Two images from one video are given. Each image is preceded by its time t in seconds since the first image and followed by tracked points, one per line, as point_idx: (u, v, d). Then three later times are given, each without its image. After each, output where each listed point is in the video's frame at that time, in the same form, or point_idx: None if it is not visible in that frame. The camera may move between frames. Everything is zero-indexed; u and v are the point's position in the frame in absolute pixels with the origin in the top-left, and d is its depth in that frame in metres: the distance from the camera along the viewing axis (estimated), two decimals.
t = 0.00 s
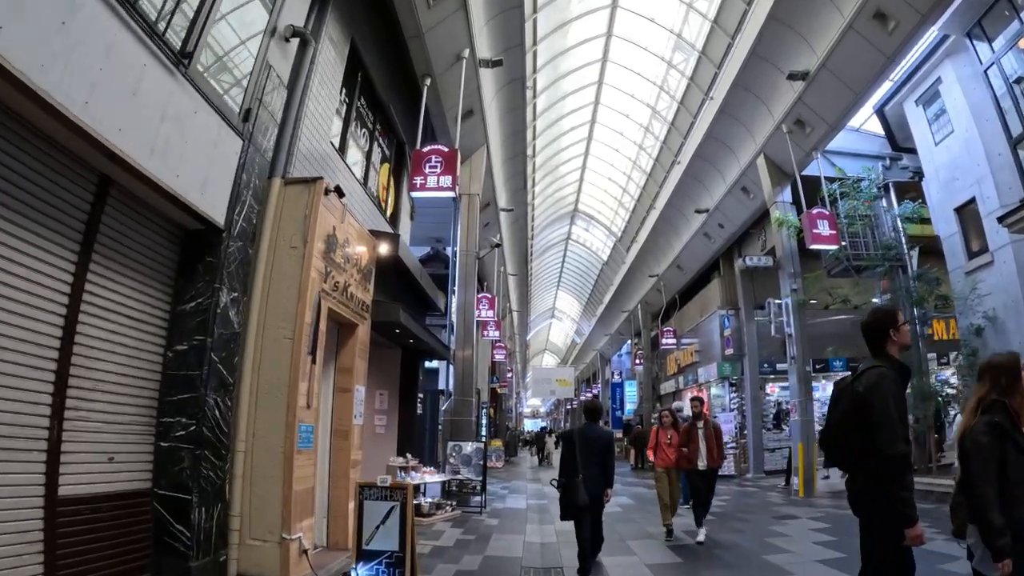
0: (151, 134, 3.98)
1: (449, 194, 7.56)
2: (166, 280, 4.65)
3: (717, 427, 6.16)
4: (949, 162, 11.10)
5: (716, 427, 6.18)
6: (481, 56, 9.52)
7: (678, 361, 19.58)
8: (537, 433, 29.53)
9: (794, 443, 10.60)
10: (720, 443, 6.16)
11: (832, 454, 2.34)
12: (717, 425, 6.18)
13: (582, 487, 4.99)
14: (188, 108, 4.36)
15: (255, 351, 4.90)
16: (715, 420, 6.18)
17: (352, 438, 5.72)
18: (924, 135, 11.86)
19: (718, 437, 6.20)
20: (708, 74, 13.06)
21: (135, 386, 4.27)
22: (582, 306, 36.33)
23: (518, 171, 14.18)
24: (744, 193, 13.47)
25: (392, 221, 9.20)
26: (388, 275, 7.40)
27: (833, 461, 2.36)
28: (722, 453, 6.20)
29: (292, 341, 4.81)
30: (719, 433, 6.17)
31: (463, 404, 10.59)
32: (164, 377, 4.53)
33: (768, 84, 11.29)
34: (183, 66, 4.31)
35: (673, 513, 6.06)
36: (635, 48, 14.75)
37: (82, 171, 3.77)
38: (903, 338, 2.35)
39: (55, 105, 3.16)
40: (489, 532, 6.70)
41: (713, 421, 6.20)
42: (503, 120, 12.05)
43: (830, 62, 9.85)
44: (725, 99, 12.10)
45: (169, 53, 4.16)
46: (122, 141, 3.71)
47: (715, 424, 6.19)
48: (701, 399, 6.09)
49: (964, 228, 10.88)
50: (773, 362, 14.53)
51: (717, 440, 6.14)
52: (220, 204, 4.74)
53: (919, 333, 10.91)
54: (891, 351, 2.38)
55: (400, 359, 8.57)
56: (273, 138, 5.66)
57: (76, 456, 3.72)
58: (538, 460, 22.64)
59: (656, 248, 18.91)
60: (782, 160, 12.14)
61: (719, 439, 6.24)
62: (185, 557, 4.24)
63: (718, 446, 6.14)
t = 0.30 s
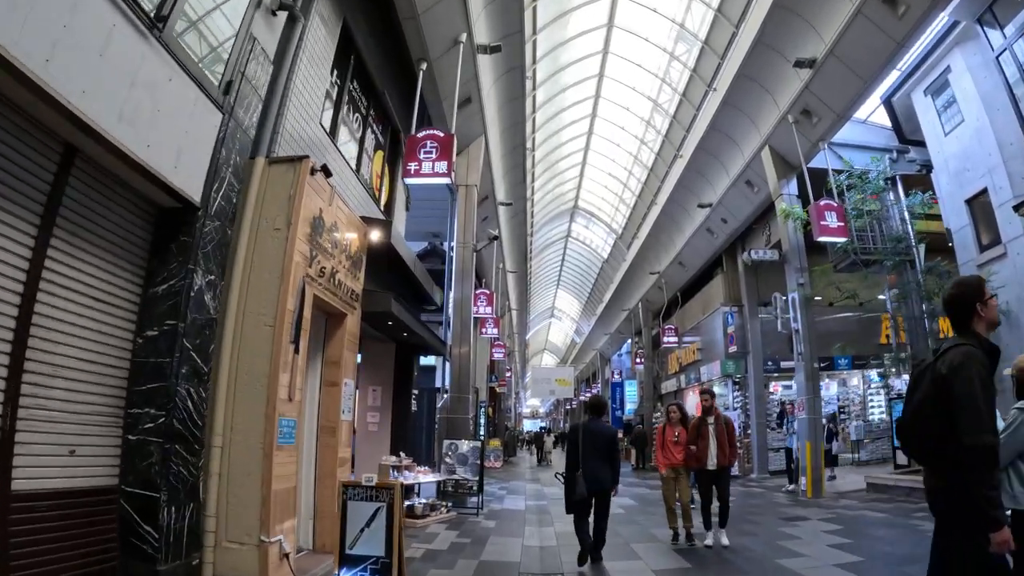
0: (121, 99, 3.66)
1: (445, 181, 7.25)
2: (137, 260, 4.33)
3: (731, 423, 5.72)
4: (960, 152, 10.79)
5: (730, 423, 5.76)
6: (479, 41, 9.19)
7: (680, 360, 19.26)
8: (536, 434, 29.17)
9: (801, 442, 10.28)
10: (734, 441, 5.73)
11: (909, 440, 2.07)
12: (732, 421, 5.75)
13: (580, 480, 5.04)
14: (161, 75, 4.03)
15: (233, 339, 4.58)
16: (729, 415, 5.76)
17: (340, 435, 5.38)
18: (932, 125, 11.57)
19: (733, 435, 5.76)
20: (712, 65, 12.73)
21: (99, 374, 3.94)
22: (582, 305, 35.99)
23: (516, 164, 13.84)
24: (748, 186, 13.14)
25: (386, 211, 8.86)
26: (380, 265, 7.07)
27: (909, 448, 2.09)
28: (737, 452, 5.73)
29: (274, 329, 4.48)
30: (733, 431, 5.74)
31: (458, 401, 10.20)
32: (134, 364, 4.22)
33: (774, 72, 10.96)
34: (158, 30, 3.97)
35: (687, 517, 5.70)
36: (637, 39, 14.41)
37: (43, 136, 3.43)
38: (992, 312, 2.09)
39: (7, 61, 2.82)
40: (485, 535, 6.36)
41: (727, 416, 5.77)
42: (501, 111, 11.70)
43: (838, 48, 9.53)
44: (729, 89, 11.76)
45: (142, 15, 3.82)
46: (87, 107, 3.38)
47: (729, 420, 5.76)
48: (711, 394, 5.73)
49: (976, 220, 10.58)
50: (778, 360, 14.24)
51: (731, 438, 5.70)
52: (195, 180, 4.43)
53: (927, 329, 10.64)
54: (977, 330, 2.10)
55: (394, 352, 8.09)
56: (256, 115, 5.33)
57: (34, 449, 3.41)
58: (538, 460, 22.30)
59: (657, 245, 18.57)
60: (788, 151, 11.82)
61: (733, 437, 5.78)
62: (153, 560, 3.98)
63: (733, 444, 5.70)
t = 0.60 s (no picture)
0: (74, 67, 3.29)
1: (434, 170, 6.89)
2: (95, 246, 3.96)
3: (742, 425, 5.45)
4: (965, 146, 10.67)
5: (740, 425, 5.49)
6: (471, 28, 8.84)
7: (676, 359, 18.98)
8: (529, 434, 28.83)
9: (802, 443, 10.00)
10: (745, 444, 5.45)
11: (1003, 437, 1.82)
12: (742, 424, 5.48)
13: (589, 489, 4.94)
14: (122, 44, 3.66)
15: (201, 333, 4.22)
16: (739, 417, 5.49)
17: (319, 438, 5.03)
18: (936, 119, 11.48)
19: (743, 438, 5.49)
20: (710, 57, 12.40)
21: (52, 371, 3.56)
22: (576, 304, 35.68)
23: (510, 158, 13.48)
24: (747, 180, 12.84)
25: (373, 203, 8.50)
26: (365, 258, 6.73)
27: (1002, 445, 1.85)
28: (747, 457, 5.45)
29: (245, 323, 4.13)
30: (743, 434, 5.47)
31: (448, 402, 9.83)
32: (91, 360, 3.83)
33: (774, 63, 10.66)
34: None
35: (691, 526, 5.36)
36: (633, 31, 14.07)
37: None
38: None
39: None
40: (475, 542, 6.00)
41: (738, 419, 5.50)
42: (494, 103, 11.34)
43: (841, 38, 9.23)
44: (729, 81, 11.46)
45: None
46: (35, 75, 3.02)
47: (740, 423, 5.49)
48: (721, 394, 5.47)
49: (982, 215, 10.45)
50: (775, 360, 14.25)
51: (742, 441, 5.42)
52: (159, 160, 4.06)
53: (930, 327, 10.40)
54: None
55: (382, 350, 7.70)
56: (230, 94, 4.96)
57: None
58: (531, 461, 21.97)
59: (653, 242, 18.28)
60: (788, 145, 11.54)
61: (743, 440, 5.49)
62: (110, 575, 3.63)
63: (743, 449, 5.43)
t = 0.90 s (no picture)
0: (28, 23, 2.93)
1: (424, 154, 6.57)
2: (54, 220, 3.59)
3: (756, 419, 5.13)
4: (970, 135, 10.57)
5: (754, 420, 5.17)
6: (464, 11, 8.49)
7: (673, 356, 18.72)
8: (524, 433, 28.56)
9: (806, 440, 9.74)
10: (759, 440, 5.10)
11: None
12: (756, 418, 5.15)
13: (583, 480, 5.08)
14: None
15: (169, 318, 3.87)
16: (751, 411, 5.17)
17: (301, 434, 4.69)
18: (940, 107, 11.36)
19: (758, 435, 5.14)
20: (709, 47, 12.07)
21: (4, 360, 3.20)
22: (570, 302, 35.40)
23: (504, 150, 13.13)
24: (746, 172, 12.56)
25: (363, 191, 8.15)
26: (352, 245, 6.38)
27: None
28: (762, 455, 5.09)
29: (217, 308, 3.79)
30: (756, 429, 5.12)
31: (441, 398, 9.31)
32: (49, 346, 3.46)
33: (776, 51, 10.36)
34: None
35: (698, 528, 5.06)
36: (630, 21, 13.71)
37: None
38: None
39: None
40: (468, 545, 5.68)
41: (750, 413, 5.19)
42: (487, 92, 10.98)
43: (845, 23, 8.93)
44: (729, 69, 11.15)
45: None
46: None
47: (753, 417, 5.18)
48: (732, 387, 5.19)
49: (988, 205, 10.32)
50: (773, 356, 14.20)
51: (756, 438, 5.08)
52: (124, 130, 3.70)
53: (935, 321, 10.17)
54: None
55: (372, 344, 7.36)
56: (206, 65, 4.59)
57: None
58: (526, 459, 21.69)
59: (649, 237, 17.99)
60: (789, 135, 11.26)
61: (757, 437, 5.14)
62: None
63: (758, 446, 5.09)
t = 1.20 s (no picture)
0: None
1: (423, 143, 6.23)
2: (11, 202, 3.23)
3: (773, 426, 4.69)
4: (986, 127, 10.22)
5: (772, 426, 4.73)
6: None
7: (677, 356, 18.37)
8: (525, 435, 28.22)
9: (820, 443, 9.38)
10: (777, 449, 4.66)
11: None
12: (774, 424, 4.71)
13: (579, 486, 5.02)
14: None
15: (141, 312, 3.54)
16: (769, 416, 4.74)
17: (288, 440, 4.35)
18: (955, 99, 11.01)
19: (776, 442, 4.70)
20: (715, 39, 11.72)
21: None
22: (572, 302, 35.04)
23: (506, 145, 12.78)
24: (755, 168, 12.22)
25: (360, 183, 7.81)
26: (345, 238, 6.04)
27: None
28: (781, 466, 4.64)
29: (192, 302, 3.47)
30: (773, 437, 4.68)
31: (440, 401, 8.96)
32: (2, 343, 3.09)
33: (786, 41, 10.01)
34: None
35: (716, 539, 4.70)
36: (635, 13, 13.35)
37: None
38: None
39: None
40: (468, 557, 5.32)
41: (768, 418, 4.75)
42: (488, 84, 10.62)
43: (859, 11, 8.58)
44: (738, 61, 10.81)
45: None
46: None
47: (771, 423, 4.75)
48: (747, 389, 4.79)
49: (1005, 199, 9.95)
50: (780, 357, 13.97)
51: (774, 446, 4.65)
52: (91, 105, 3.36)
53: (950, 320, 9.82)
54: None
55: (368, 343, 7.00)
56: (188, 40, 4.24)
57: None
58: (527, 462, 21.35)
59: (653, 236, 17.65)
60: (799, 128, 10.93)
61: (776, 445, 4.70)
62: None
63: (776, 455, 4.66)
